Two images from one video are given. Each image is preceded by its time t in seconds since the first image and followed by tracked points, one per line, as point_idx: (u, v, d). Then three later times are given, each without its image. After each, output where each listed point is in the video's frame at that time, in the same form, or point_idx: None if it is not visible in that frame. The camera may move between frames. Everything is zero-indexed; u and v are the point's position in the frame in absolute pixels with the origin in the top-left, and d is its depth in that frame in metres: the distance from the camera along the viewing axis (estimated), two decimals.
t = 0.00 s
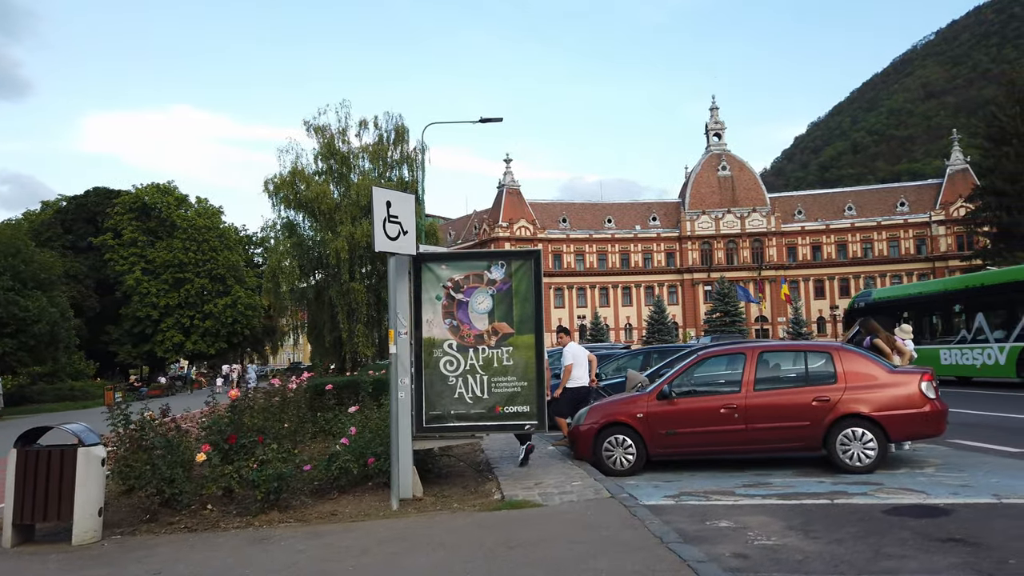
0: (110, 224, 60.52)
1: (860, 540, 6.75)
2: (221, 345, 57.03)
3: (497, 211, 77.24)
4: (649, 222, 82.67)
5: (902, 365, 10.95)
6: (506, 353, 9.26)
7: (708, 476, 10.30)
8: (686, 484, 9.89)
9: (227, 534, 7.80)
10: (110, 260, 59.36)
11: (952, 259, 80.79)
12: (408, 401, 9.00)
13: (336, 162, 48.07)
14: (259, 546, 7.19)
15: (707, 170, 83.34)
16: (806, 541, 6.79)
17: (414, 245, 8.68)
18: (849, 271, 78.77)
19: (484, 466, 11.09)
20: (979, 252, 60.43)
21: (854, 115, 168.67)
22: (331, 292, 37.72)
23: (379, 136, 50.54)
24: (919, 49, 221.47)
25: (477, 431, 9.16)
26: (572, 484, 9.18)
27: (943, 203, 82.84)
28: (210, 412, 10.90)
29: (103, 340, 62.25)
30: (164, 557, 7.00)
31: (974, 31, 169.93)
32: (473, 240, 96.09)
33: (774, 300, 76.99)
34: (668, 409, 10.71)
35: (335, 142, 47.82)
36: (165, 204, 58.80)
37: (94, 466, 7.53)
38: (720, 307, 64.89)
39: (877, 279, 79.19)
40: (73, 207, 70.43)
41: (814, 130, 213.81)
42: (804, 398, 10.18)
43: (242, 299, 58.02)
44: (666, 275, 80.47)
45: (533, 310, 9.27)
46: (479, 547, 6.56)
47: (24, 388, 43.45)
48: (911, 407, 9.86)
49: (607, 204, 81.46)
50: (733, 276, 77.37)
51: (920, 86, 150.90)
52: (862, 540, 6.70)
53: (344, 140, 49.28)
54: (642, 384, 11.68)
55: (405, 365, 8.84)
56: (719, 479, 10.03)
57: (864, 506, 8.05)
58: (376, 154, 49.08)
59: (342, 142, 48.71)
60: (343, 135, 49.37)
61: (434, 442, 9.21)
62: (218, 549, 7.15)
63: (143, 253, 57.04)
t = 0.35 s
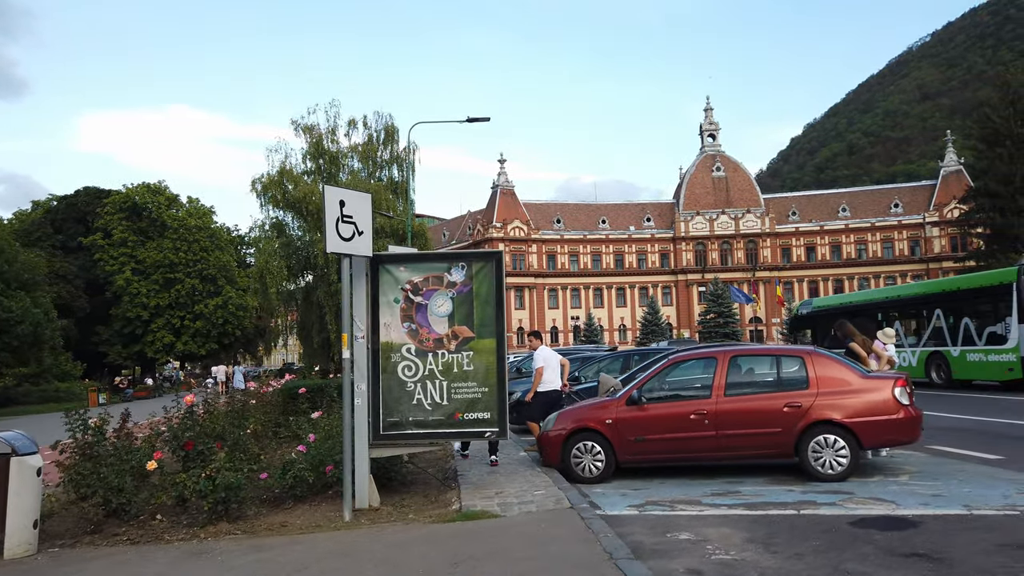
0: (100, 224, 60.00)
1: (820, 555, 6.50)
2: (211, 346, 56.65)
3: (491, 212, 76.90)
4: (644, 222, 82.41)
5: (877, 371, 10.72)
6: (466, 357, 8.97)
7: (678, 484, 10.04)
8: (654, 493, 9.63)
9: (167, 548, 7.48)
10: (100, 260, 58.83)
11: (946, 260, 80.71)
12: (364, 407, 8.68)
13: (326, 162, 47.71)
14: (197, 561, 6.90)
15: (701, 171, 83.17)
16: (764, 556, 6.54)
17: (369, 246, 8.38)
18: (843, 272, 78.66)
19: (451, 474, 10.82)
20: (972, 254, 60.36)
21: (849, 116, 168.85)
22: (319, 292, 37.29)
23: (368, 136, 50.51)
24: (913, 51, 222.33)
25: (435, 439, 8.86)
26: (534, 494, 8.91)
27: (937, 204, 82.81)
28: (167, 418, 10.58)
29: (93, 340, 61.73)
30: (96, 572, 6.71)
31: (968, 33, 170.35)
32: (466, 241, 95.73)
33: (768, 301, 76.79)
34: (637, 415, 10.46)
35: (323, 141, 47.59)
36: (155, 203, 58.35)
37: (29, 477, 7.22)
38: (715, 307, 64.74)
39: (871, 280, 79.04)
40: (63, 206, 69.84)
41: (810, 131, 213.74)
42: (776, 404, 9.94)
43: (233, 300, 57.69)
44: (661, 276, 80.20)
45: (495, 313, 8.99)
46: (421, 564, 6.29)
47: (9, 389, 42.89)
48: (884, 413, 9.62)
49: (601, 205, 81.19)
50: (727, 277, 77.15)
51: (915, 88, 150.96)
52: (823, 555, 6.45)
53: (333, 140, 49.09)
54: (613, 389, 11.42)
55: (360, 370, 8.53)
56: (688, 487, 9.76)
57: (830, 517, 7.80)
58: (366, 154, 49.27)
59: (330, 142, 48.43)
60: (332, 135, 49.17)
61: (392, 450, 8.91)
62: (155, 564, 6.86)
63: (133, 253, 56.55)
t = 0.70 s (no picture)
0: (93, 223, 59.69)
1: (784, 564, 6.23)
2: (204, 346, 56.33)
3: (487, 212, 76.54)
4: (640, 223, 82.12)
5: (855, 373, 10.46)
6: (427, 358, 8.68)
7: (649, 489, 9.79)
8: (624, 497, 9.37)
9: (107, 557, 7.19)
10: (92, 259, 58.37)
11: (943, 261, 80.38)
12: (322, 409, 8.39)
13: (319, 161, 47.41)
14: (133, 570, 6.62)
15: (698, 172, 82.94)
16: (725, 565, 6.27)
17: (324, 242, 8.10)
18: (840, 273, 78.45)
19: (420, 479, 10.56)
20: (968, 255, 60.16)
21: (848, 119, 168.56)
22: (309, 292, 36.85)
23: (360, 135, 50.35)
24: (911, 53, 222.21)
25: (394, 442, 8.57)
26: (497, 498, 8.63)
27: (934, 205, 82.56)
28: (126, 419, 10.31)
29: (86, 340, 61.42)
30: None
31: (967, 35, 170.13)
32: (462, 241, 95.36)
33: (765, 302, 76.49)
34: (608, 418, 10.19)
35: (314, 139, 47.40)
36: (149, 202, 58.02)
37: None
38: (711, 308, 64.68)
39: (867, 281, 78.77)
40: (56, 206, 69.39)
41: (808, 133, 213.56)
42: (750, 406, 9.69)
43: (226, 300, 57.25)
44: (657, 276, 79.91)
45: (457, 312, 8.71)
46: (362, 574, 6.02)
47: None
48: (860, 417, 9.35)
49: (597, 205, 80.90)
50: (723, 278, 76.86)
51: (913, 89, 150.65)
52: (785, 565, 6.18)
53: (324, 138, 48.95)
54: (587, 390, 11.14)
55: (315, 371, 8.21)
56: (660, 492, 9.50)
57: (799, 523, 7.54)
58: (358, 152, 49.14)
59: (321, 140, 48.09)
60: (323, 133, 49.01)
61: (350, 454, 8.60)
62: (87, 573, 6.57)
63: (126, 253, 56.20)
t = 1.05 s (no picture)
0: (85, 223, 59.24)
1: None
2: (197, 346, 55.82)
3: (482, 212, 76.06)
4: (636, 223, 81.73)
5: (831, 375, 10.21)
6: (385, 360, 8.37)
7: (618, 496, 9.51)
8: (591, 505, 9.09)
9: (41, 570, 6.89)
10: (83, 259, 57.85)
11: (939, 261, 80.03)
12: (274, 414, 8.09)
13: (307, 160, 47.36)
14: None
15: (694, 171, 82.66)
16: None
17: (274, 241, 7.81)
18: (836, 273, 78.24)
19: (385, 484, 10.27)
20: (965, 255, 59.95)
21: (846, 118, 168.34)
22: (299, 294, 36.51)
23: (351, 133, 50.07)
24: (909, 53, 221.98)
25: (350, 448, 8.29)
26: (457, 507, 8.34)
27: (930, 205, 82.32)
28: (79, 425, 10.01)
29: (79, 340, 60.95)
30: None
31: (965, 34, 169.91)
32: (458, 241, 94.96)
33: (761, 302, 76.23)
34: (578, 422, 9.92)
35: (303, 138, 47.28)
36: (141, 201, 57.56)
37: None
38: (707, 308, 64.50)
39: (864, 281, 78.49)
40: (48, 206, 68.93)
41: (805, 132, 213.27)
42: (721, 411, 9.42)
43: (219, 299, 56.78)
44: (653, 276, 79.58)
45: (417, 314, 8.40)
46: None
47: None
48: (834, 421, 9.08)
49: (593, 205, 80.51)
50: (719, 277, 76.56)
51: (910, 88, 150.43)
52: None
53: (313, 137, 48.74)
54: (557, 392, 10.87)
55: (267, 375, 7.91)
56: (628, 499, 9.23)
57: (763, 534, 7.27)
58: (349, 151, 48.67)
59: (311, 139, 47.86)
60: (313, 131, 48.80)
61: (305, 460, 8.31)
62: None
63: (118, 252, 55.74)
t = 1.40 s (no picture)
0: (77, 223, 58.71)
1: None
2: (190, 347, 55.16)
3: (478, 212, 75.68)
4: (632, 224, 81.43)
5: (805, 377, 9.96)
6: (341, 362, 8.10)
7: (585, 501, 9.25)
8: (556, 511, 8.85)
9: None
10: (75, 259, 57.36)
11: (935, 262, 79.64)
12: (223, 417, 7.82)
13: (298, 159, 47.12)
14: None
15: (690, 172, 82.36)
16: None
17: (222, 237, 7.54)
18: (832, 274, 78.01)
19: (348, 490, 9.97)
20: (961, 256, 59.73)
21: (843, 120, 168.18)
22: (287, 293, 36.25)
23: (342, 133, 49.72)
24: (907, 55, 222.12)
25: (303, 453, 8.02)
26: (414, 513, 8.08)
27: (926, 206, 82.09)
28: (28, 427, 9.72)
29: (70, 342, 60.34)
30: None
31: (961, 37, 169.90)
32: (453, 242, 94.53)
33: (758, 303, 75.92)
34: (546, 425, 9.67)
35: (294, 138, 46.96)
36: (133, 202, 57.09)
37: None
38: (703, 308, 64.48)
39: (860, 282, 78.22)
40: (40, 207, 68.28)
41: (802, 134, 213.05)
42: (691, 412, 9.17)
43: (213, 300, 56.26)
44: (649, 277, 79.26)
45: (374, 313, 8.13)
46: None
47: None
48: (805, 424, 8.83)
49: (589, 206, 80.12)
50: (715, 279, 76.23)
51: (908, 90, 150.32)
52: None
53: (305, 136, 48.43)
54: (527, 394, 10.60)
55: (216, 377, 7.64)
56: (595, 504, 8.99)
57: (726, 541, 7.00)
58: (340, 151, 48.26)
59: (301, 138, 47.58)
60: (304, 131, 48.48)
61: (257, 466, 8.04)
62: None
63: (110, 252, 55.21)
